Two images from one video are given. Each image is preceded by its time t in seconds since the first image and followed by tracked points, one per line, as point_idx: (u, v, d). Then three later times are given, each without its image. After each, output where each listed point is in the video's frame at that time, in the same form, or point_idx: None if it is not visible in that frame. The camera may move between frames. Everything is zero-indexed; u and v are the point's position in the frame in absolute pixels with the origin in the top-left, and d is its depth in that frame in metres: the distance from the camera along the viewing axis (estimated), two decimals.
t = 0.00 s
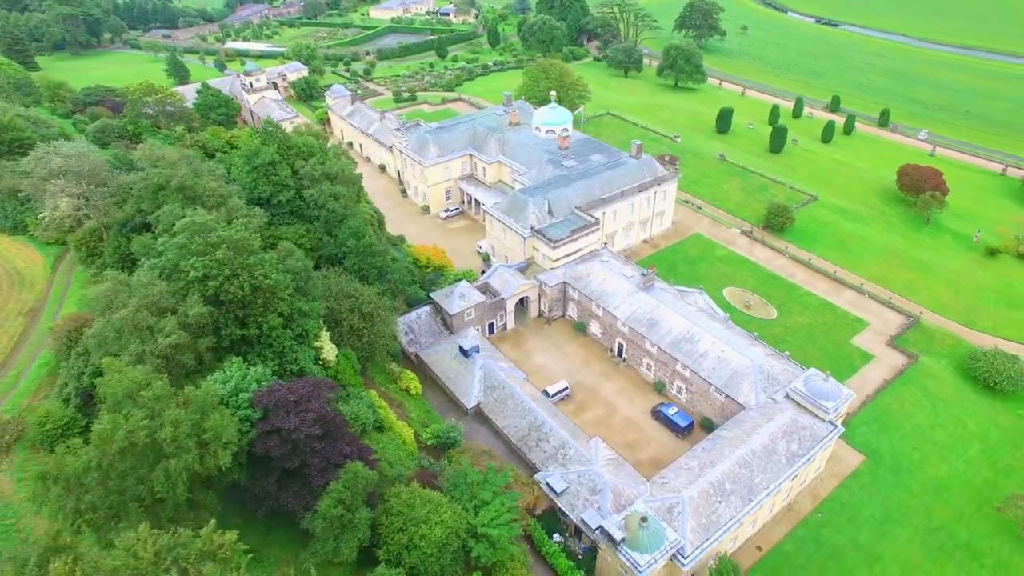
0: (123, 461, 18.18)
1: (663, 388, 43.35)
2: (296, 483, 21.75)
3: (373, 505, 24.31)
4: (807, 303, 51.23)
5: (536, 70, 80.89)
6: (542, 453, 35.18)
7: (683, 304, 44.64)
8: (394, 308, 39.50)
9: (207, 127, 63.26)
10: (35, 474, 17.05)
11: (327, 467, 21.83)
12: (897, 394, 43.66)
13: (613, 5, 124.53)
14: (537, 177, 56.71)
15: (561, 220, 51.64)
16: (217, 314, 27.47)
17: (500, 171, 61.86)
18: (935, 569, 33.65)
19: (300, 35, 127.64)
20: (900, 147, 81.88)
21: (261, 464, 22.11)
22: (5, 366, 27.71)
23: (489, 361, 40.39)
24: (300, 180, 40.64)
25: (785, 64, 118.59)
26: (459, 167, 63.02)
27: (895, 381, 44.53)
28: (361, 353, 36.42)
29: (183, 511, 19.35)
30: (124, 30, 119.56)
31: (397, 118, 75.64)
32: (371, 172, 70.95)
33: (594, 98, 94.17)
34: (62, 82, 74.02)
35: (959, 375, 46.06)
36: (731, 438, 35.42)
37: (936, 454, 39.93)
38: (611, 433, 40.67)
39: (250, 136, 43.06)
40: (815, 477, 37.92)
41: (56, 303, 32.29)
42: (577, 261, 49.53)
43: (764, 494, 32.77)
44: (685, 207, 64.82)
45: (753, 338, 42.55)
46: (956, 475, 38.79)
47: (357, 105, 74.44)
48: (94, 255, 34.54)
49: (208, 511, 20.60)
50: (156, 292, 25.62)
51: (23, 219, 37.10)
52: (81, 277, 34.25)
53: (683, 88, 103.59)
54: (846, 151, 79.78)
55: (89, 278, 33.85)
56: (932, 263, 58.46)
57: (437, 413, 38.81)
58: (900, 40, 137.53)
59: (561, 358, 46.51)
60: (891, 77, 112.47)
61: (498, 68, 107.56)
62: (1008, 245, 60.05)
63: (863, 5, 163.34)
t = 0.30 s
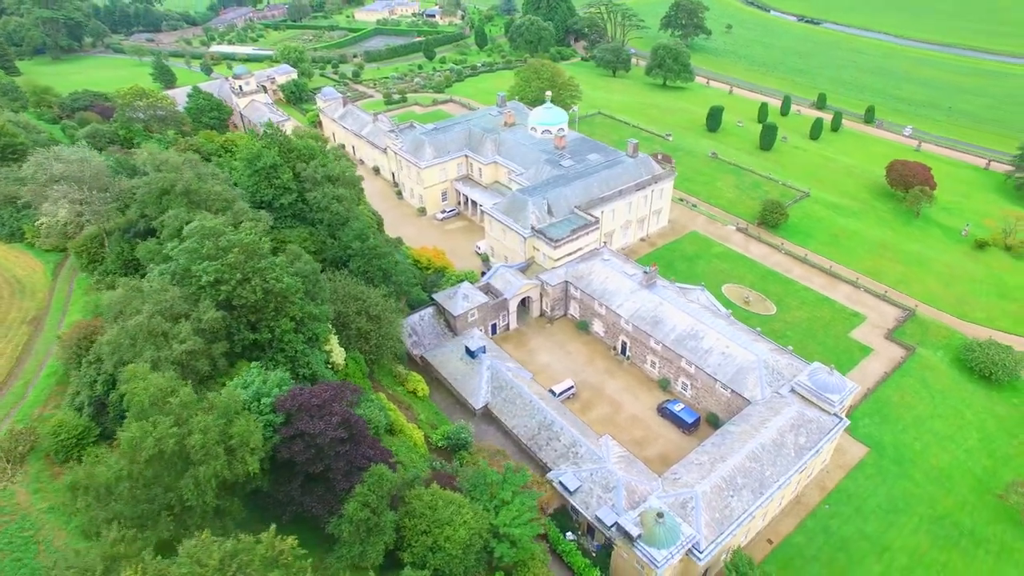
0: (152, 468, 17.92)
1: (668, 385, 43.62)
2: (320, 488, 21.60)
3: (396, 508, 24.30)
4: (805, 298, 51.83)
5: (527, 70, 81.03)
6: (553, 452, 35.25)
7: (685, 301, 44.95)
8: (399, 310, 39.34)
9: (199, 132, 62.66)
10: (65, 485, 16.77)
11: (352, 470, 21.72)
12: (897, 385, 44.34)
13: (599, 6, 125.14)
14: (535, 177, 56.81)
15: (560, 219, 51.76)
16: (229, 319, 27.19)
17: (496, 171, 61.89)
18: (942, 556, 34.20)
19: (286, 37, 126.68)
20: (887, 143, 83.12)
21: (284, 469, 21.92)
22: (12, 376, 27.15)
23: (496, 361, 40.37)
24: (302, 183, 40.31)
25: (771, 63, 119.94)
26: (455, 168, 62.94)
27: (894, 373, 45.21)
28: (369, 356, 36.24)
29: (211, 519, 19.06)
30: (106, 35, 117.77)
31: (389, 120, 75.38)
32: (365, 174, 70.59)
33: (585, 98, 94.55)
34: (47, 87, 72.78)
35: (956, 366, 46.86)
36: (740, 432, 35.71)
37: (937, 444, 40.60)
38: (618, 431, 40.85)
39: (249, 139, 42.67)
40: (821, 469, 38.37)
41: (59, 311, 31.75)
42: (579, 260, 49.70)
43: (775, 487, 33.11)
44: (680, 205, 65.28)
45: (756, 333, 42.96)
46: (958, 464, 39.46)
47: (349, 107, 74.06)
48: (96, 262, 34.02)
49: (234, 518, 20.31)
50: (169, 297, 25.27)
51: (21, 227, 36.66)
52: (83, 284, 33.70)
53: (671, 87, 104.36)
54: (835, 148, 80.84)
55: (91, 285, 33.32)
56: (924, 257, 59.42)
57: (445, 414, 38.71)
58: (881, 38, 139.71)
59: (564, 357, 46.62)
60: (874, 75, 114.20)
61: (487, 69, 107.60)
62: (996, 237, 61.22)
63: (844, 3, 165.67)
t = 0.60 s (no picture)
0: (181, 478, 17.63)
1: (671, 381, 43.90)
2: (343, 491, 21.45)
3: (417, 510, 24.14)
4: (800, 292, 52.49)
5: (516, 71, 81.11)
6: (562, 450, 35.35)
7: (685, 297, 45.27)
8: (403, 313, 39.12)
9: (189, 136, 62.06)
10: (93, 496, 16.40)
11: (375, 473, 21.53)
12: (894, 376, 45.09)
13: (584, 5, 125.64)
14: (531, 177, 56.90)
15: (558, 219, 51.84)
16: (240, 324, 26.86)
17: (490, 172, 61.84)
18: (947, 543, 34.82)
19: (270, 40, 125.58)
20: (872, 138, 84.43)
21: (307, 473, 21.77)
22: (17, 388, 26.52)
23: (501, 361, 40.35)
24: (303, 186, 39.98)
25: (754, 61, 121.32)
26: (449, 169, 62.84)
27: (891, 365, 45.93)
28: (375, 359, 36.04)
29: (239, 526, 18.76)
30: (84, 39, 115.82)
31: (379, 121, 75.02)
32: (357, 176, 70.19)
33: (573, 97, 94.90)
34: (29, 93, 71.47)
35: (950, 356, 47.73)
36: (747, 426, 36.06)
37: (935, 433, 41.35)
38: (623, 428, 41.05)
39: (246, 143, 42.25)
40: (825, 461, 38.87)
41: (61, 320, 31.12)
42: (578, 259, 49.87)
43: (784, 479, 33.50)
44: (674, 202, 65.77)
45: (757, 328, 43.40)
46: (956, 452, 40.22)
47: (339, 110, 73.68)
48: (95, 269, 33.49)
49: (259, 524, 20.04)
50: (180, 303, 24.87)
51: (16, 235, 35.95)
52: (83, 292, 33.08)
53: (658, 86, 105.10)
54: (821, 144, 81.97)
55: (92, 293, 32.73)
56: (913, 250, 60.46)
57: (452, 415, 38.60)
58: (860, 35, 141.97)
59: (566, 356, 46.75)
60: (855, 71, 116.00)
61: (474, 70, 107.54)
62: (982, 229, 62.46)
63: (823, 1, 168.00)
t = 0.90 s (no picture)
0: (210, 484, 17.36)
1: (673, 376, 44.25)
2: (367, 494, 21.27)
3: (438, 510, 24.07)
4: (795, 286, 53.16)
5: (505, 70, 81.12)
6: (571, 448, 35.42)
7: (685, 293, 45.61)
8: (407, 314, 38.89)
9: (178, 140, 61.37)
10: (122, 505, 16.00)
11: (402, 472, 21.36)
12: (890, 367, 45.87)
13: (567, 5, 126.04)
14: (526, 176, 56.99)
15: (555, 217, 52.00)
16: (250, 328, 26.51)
17: (484, 172, 61.85)
18: (949, 528, 35.51)
19: (252, 43, 124.26)
20: (856, 134, 85.77)
21: (329, 477, 21.58)
22: (23, 399, 25.96)
23: (505, 361, 40.33)
24: (302, 188, 39.68)
25: (736, 58, 122.63)
26: (442, 169, 62.70)
27: (887, 355, 46.69)
28: (380, 361, 35.82)
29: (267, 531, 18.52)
30: (61, 43, 113.66)
31: (369, 123, 74.60)
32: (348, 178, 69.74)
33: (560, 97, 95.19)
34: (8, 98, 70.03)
35: (942, 346, 48.66)
36: (752, 419, 36.46)
37: (932, 421, 42.14)
38: (628, 423, 41.25)
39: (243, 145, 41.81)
40: (828, 451, 39.43)
41: (62, 328, 30.51)
42: (576, 257, 50.04)
43: (792, 469, 33.91)
44: (666, 199, 66.26)
45: (756, 322, 43.88)
46: (953, 439, 41.01)
47: (328, 112, 73.21)
48: (94, 276, 32.95)
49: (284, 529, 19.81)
50: (192, 308, 24.42)
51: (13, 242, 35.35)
52: (83, 300, 32.48)
53: (643, 84, 105.79)
54: (807, 140, 83.10)
55: (93, 300, 32.18)
56: (902, 242, 61.53)
57: (458, 416, 38.48)
58: (839, 33, 144.18)
59: (567, 354, 46.87)
60: (836, 68, 117.75)
61: (460, 70, 107.38)
62: (967, 221, 63.76)
63: None
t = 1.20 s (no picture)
0: (242, 489, 17.21)
1: (675, 372, 44.57)
2: (391, 494, 21.18)
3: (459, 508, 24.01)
4: (791, 280, 53.78)
5: (496, 70, 81.04)
6: (580, 444, 35.50)
7: (685, 289, 45.94)
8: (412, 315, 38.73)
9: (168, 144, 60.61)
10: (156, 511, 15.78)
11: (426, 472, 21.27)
12: (887, 358, 46.61)
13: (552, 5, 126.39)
14: (522, 175, 57.07)
15: (553, 215, 52.10)
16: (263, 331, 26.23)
17: (479, 171, 61.81)
18: (952, 515, 36.17)
19: (235, 45, 122.95)
20: (842, 129, 86.96)
21: (353, 478, 21.42)
22: (31, 407, 25.47)
23: (511, 360, 40.33)
24: (303, 190, 39.47)
25: (721, 56, 123.74)
26: (437, 170, 62.55)
27: (884, 347, 47.42)
28: (387, 362, 35.69)
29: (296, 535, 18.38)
30: (39, 46, 111.50)
31: (360, 124, 74.16)
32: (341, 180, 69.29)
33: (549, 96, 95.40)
34: None
35: (936, 337, 49.51)
36: (758, 412, 36.85)
37: (930, 410, 42.87)
38: (634, 419, 41.50)
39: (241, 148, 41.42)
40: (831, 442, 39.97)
41: (65, 335, 30.03)
42: (576, 255, 50.21)
43: (799, 460, 34.37)
44: (660, 197, 66.72)
45: (757, 316, 44.32)
46: (952, 427, 41.79)
47: (318, 114, 72.71)
48: (95, 281, 32.49)
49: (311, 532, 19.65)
50: (205, 312, 24.09)
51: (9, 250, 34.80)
52: (85, 306, 32.01)
53: (631, 83, 106.38)
54: (795, 136, 84.10)
55: (96, 306, 31.75)
56: (892, 236, 62.53)
57: (465, 416, 38.36)
58: (820, 30, 146.11)
59: (569, 352, 47.01)
60: (819, 65, 119.29)
61: (448, 70, 107.14)
62: (954, 214, 64.94)
63: None
